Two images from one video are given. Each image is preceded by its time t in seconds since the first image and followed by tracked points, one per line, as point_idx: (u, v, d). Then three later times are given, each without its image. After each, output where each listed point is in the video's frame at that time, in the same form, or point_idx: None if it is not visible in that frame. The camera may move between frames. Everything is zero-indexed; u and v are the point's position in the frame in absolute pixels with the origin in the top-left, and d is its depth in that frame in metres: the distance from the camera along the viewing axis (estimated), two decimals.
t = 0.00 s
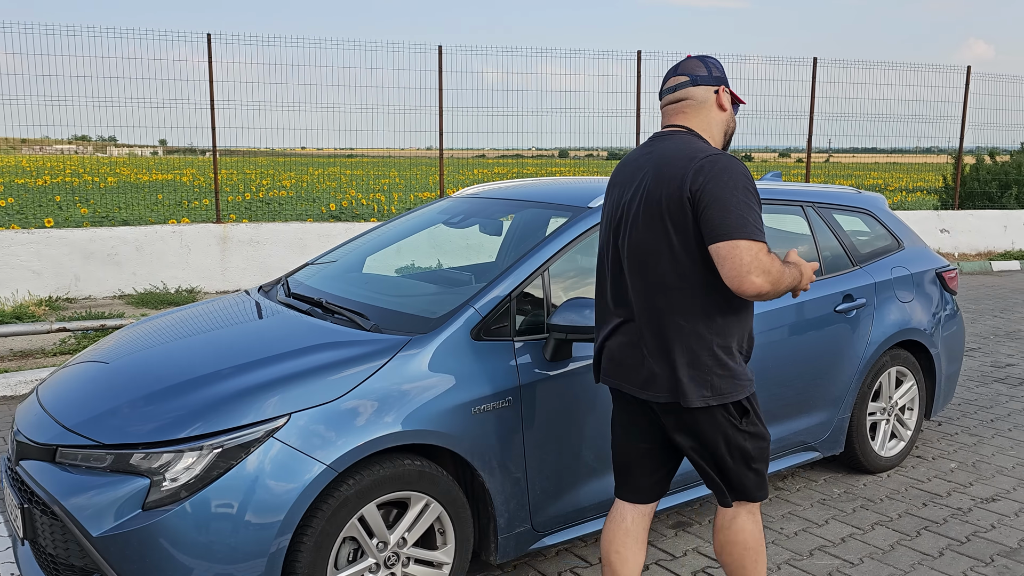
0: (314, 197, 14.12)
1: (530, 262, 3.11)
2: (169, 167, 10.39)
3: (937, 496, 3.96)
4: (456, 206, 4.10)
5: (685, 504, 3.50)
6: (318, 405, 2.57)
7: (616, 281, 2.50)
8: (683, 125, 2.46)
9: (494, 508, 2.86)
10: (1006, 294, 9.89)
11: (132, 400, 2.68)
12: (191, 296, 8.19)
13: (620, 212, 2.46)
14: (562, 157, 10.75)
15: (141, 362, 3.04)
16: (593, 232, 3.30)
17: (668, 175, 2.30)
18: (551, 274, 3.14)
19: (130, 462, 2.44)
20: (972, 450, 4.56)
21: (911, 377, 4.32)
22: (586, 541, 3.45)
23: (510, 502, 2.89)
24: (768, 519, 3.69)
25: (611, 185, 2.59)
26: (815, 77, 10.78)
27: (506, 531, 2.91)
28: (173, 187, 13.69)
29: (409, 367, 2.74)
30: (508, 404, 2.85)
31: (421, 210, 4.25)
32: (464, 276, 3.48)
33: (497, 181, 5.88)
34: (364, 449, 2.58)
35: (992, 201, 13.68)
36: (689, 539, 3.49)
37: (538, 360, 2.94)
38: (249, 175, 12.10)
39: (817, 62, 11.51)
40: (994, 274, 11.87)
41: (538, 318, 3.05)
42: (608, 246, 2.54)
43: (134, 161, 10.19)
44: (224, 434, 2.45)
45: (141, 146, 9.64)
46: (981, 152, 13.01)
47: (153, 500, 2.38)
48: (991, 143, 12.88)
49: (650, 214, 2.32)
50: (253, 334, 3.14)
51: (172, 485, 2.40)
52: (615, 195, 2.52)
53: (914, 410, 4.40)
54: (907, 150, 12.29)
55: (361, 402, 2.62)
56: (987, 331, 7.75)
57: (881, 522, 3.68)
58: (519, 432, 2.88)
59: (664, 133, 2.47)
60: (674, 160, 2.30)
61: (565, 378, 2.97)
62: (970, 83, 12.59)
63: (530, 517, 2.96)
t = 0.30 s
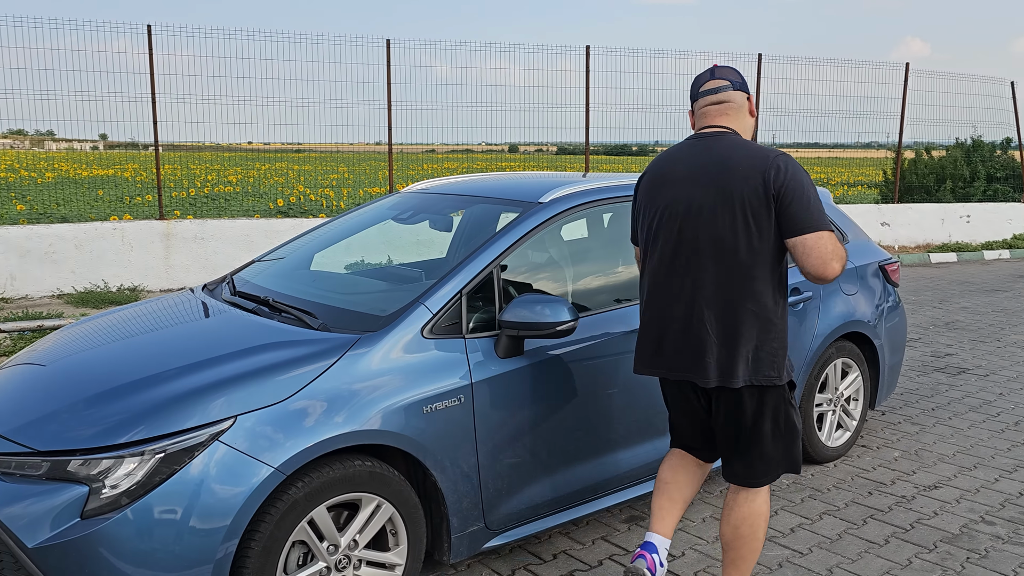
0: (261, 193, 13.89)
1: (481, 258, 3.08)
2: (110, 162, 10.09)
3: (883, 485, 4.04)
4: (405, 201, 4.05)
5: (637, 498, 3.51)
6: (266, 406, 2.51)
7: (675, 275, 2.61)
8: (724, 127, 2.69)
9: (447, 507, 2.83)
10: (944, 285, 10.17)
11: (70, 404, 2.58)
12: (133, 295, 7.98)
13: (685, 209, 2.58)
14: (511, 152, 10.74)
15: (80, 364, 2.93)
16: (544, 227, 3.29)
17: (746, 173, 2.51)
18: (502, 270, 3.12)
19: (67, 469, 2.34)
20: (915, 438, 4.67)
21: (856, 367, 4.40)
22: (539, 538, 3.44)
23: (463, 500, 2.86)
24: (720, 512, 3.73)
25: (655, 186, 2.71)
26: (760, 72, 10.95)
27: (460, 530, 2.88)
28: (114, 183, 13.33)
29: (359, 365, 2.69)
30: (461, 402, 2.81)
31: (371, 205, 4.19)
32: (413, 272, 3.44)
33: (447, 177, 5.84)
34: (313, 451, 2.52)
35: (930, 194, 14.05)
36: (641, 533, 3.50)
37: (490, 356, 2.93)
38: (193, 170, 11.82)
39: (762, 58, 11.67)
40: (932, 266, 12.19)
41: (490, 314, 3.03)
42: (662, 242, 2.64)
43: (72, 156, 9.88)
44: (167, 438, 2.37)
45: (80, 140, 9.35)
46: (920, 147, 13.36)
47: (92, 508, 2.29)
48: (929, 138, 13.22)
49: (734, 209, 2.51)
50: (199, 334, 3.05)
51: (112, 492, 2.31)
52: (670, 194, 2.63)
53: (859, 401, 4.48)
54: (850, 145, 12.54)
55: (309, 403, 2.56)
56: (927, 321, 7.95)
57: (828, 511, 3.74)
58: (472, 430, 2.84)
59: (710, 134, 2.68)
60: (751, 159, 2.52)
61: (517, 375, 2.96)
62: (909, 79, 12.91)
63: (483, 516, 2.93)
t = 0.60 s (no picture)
0: (207, 189, 13.60)
1: (437, 256, 3.03)
2: (48, 157, 9.77)
3: (835, 475, 4.10)
4: (357, 197, 3.98)
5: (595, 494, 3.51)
6: (216, 410, 2.43)
7: (719, 269, 2.71)
8: (722, 127, 2.87)
9: (405, 509, 2.78)
10: (887, 277, 10.42)
11: (9, 411, 2.46)
12: (74, 294, 7.74)
13: (722, 203, 2.69)
14: (463, 147, 10.70)
15: (18, 368, 2.81)
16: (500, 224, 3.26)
17: (773, 162, 2.72)
18: (458, 267, 3.07)
19: (5, 479, 2.23)
20: (864, 429, 4.76)
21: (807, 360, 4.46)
22: (497, 537, 3.41)
23: (421, 501, 2.82)
24: (677, 505, 3.75)
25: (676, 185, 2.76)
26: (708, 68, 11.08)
27: (418, 532, 2.84)
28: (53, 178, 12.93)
29: (312, 366, 2.62)
30: (417, 401, 2.77)
31: (322, 202, 4.11)
32: (367, 269, 3.38)
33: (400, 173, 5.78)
34: (266, 455, 2.45)
35: (873, 188, 14.39)
36: (600, 529, 3.50)
37: (447, 355, 2.89)
38: (136, 166, 11.52)
39: (711, 54, 11.80)
40: (875, 259, 12.48)
41: (447, 312, 2.99)
42: (701, 238, 2.72)
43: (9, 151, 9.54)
44: (112, 445, 2.29)
45: (17, 134, 9.04)
46: (862, 142, 13.66)
47: (33, 519, 2.19)
48: (872, 133, 13.52)
49: (770, 196, 2.70)
50: (145, 335, 2.95)
51: (55, 501, 2.22)
52: (702, 189, 2.71)
53: (810, 392, 4.55)
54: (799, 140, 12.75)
55: (262, 405, 2.49)
56: (872, 313, 8.13)
57: (783, 502, 3.79)
58: (428, 431, 2.80)
59: (717, 135, 2.84)
60: (774, 149, 2.74)
61: (473, 373, 2.92)
62: (852, 76, 13.17)
63: (442, 517, 2.90)
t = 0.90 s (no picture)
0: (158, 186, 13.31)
1: (399, 252, 2.97)
2: None
3: (796, 468, 4.13)
4: (314, 193, 3.89)
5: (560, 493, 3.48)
6: (170, 414, 2.34)
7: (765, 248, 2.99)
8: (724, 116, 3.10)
9: (368, 512, 2.72)
10: (841, 271, 10.58)
11: None
12: (19, 295, 7.49)
13: (771, 185, 2.98)
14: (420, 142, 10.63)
15: None
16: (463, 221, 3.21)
17: (786, 148, 3.12)
18: (420, 264, 3.01)
19: None
20: (823, 421, 4.80)
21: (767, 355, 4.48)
22: (462, 538, 3.37)
23: (384, 503, 2.76)
24: (641, 502, 3.73)
25: (724, 176, 2.91)
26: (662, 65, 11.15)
27: (381, 535, 2.78)
28: None
29: (270, 367, 2.54)
30: (379, 402, 2.71)
31: (280, 197, 4.01)
32: (326, 267, 3.31)
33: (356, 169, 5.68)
34: (223, 460, 2.37)
35: (825, 184, 14.62)
36: (565, 527, 3.47)
37: (410, 354, 2.83)
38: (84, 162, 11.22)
39: (667, 51, 11.86)
40: (829, 253, 12.68)
41: (409, 311, 2.92)
42: (756, 219, 2.95)
43: None
44: (60, 452, 2.18)
45: None
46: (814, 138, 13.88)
47: None
48: (825, 129, 13.72)
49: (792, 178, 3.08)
50: (93, 337, 2.84)
51: None
52: (750, 176, 2.94)
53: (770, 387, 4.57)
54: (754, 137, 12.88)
55: (218, 408, 2.41)
56: (827, 306, 8.25)
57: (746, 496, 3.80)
58: (391, 431, 2.74)
59: (730, 122, 3.06)
60: (783, 137, 3.13)
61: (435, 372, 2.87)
62: (805, 72, 13.36)
63: (405, 519, 2.84)
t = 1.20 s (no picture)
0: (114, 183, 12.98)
1: (358, 251, 2.87)
2: None
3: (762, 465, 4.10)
4: (270, 189, 3.77)
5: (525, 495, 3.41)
6: (115, 422, 2.23)
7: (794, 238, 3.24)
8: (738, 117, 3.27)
9: (324, 521, 2.62)
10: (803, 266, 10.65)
11: None
12: None
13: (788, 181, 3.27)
14: (383, 139, 10.48)
15: None
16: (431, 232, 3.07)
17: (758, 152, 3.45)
18: (382, 263, 2.90)
19: None
20: (788, 417, 4.79)
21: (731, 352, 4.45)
22: (424, 544, 3.28)
23: (341, 512, 2.66)
24: (607, 502, 3.68)
25: (781, 166, 3.12)
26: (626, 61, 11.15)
27: (338, 545, 2.68)
28: None
29: (221, 373, 2.43)
30: (336, 407, 2.60)
31: (234, 194, 3.87)
32: (280, 267, 3.21)
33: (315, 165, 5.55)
34: (170, 470, 2.26)
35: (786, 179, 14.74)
36: (530, 530, 3.40)
37: (372, 357, 2.73)
38: (33, 159, 10.90)
39: (630, 46, 11.83)
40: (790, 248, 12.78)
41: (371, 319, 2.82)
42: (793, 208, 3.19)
43: None
44: None
45: None
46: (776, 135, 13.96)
47: None
48: (786, 125, 13.82)
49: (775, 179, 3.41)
50: (35, 341, 2.70)
51: None
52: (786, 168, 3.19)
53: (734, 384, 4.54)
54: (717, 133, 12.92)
55: (165, 415, 2.30)
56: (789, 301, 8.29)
57: (712, 495, 3.77)
58: (349, 437, 2.64)
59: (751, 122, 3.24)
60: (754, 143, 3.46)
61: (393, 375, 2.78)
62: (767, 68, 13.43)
63: (364, 527, 2.74)
